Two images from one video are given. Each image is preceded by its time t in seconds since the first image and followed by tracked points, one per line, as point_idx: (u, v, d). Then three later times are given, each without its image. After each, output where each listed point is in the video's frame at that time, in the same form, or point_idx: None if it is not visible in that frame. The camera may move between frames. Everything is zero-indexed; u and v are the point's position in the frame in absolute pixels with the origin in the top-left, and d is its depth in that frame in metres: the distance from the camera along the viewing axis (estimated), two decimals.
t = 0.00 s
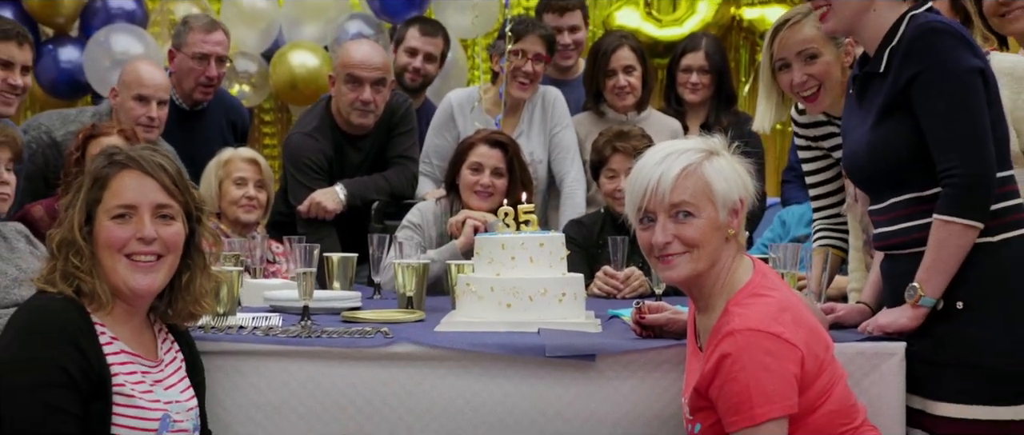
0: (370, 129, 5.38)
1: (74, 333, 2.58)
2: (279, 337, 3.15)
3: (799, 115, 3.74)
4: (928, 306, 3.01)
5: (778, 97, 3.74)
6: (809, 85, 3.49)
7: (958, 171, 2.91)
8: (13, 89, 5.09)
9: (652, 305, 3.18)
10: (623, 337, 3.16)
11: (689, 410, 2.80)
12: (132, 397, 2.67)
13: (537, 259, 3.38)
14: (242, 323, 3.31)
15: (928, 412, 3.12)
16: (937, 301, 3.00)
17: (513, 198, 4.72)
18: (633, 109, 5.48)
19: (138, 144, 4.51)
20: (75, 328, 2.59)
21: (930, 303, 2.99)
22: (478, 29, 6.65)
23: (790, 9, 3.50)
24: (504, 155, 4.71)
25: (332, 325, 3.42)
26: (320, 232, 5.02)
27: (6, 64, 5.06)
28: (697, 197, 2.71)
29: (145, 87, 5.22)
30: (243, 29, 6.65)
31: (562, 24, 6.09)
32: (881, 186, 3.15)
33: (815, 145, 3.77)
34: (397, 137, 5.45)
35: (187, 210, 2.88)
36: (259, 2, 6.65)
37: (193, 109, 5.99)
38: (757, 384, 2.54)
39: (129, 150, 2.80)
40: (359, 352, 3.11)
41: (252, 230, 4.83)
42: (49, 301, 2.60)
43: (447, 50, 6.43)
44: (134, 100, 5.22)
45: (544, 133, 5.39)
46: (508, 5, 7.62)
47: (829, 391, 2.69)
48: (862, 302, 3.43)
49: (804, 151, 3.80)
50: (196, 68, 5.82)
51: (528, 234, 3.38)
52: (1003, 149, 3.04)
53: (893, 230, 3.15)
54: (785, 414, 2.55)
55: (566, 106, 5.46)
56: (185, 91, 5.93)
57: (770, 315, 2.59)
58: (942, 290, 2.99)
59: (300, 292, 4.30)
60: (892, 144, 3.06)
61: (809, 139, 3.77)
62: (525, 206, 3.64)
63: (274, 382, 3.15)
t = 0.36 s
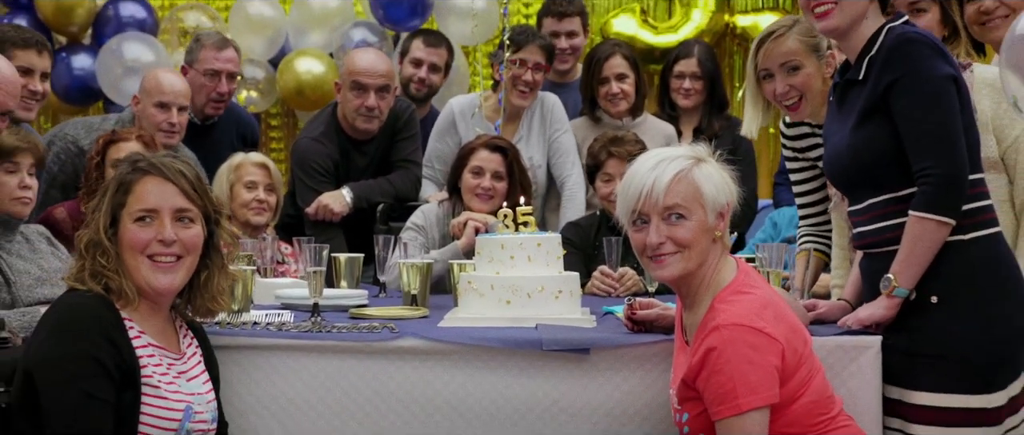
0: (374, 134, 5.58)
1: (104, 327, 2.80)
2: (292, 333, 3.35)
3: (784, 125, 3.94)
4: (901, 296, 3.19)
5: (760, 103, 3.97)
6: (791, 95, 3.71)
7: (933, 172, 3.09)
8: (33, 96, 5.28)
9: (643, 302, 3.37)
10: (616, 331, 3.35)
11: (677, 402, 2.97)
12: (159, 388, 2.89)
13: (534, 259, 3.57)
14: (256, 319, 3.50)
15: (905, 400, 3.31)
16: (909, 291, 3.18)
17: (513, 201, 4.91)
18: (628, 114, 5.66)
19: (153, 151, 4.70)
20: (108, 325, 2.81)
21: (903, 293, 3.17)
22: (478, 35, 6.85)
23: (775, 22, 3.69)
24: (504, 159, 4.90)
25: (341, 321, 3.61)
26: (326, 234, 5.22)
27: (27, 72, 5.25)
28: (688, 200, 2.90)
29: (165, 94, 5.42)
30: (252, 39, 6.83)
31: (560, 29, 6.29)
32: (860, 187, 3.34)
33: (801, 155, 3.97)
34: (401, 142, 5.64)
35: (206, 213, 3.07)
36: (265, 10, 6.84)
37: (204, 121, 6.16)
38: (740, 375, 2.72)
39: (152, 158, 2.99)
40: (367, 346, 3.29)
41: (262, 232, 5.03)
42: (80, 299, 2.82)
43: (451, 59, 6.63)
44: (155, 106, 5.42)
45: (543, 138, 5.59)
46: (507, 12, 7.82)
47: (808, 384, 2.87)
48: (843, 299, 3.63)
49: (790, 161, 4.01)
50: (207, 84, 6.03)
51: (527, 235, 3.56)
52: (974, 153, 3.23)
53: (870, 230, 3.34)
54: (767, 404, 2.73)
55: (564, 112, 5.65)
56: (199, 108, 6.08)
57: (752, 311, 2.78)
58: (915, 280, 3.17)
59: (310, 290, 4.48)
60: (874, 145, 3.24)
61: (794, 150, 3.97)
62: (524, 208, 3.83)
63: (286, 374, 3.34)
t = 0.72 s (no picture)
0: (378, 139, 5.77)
1: (129, 322, 3.01)
2: (302, 328, 3.54)
3: (770, 130, 4.13)
4: (881, 295, 3.38)
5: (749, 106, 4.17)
6: (777, 100, 3.92)
7: (905, 177, 3.29)
8: (54, 105, 5.49)
9: (634, 299, 3.55)
10: (609, 326, 3.55)
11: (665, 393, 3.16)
12: (179, 376, 3.10)
13: (532, 259, 3.76)
14: (268, 316, 3.70)
15: (881, 392, 3.51)
16: (889, 290, 3.38)
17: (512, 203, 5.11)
18: (623, 120, 5.86)
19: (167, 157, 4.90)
20: (133, 320, 3.02)
21: (883, 291, 3.37)
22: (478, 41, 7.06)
23: (763, 32, 3.91)
24: (503, 164, 5.09)
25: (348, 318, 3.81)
26: (331, 235, 5.44)
27: (48, 81, 5.47)
28: (676, 203, 3.09)
29: (181, 102, 5.62)
30: (258, 45, 7.11)
31: (556, 33, 6.48)
32: (841, 190, 3.53)
33: (787, 159, 4.17)
34: (405, 146, 5.81)
35: (224, 217, 3.27)
36: (271, 18, 7.11)
37: (217, 131, 6.36)
38: (724, 367, 2.91)
39: (173, 163, 3.19)
40: (373, 341, 3.49)
41: (271, 235, 5.23)
42: (106, 295, 3.02)
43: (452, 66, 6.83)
44: (171, 114, 5.62)
45: (541, 144, 5.78)
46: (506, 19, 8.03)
47: (789, 376, 3.06)
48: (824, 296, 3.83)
49: (776, 164, 4.19)
50: (220, 95, 6.23)
51: (525, 236, 3.76)
52: (948, 158, 3.42)
53: (853, 229, 3.53)
54: (748, 393, 2.92)
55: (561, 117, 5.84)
56: (212, 119, 6.28)
57: (736, 307, 2.97)
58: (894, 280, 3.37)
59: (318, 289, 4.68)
60: (854, 151, 3.43)
61: (780, 154, 4.16)
62: (522, 210, 4.03)
63: (297, 368, 3.54)
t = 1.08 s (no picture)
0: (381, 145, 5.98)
1: (148, 319, 3.21)
2: (313, 325, 3.75)
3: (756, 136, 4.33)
4: (869, 294, 3.56)
5: (737, 111, 4.36)
6: (763, 108, 4.11)
7: (886, 181, 3.49)
8: (72, 116, 5.69)
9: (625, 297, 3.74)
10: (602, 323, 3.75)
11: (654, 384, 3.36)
12: (196, 369, 3.30)
13: (529, 259, 3.96)
14: (279, 314, 3.90)
15: (860, 383, 3.71)
16: (877, 289, 3.56)
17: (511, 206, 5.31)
18: (618, 126, 6.06)
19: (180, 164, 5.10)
20: (152, 318, 3.22)
21: (871, 290, 3.54)
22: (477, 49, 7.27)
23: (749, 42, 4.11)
24: (503, 168, 5.29)
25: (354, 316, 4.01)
26: (337, 238, 5.66)
27: (67, 92, 5.67)
28: (663, 206, 3.29)
29: (194, 114, 5.82)
30: (264, 52, 7.32)
31: (554, 41, 6.69)
32: (824, 194, 3.73)
33: (772, 163, 4.36)
34: (407, 151, 6.01)
35: (237, 220, 3.47)
36: (277, 27, 7.33)
37: (231, 138, 6.58)
38: (708, 359, 3.11)
39: (189, 170, 3.39)
40: (379, 337, 3.69)
41: (278, 237, 5.43)
42: (128, 295, 3.22)
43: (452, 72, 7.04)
44: (184, 126, 5.83)
45: (538, 149, 5.98)
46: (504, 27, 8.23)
47: (770, 368, 3.26)
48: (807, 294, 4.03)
49: (762, 168, 4.40)
50: (235, 104, 6.43)
51: (523, 238, 3.96)
52: (925, 164, 3.62)
53: (837, 230, 3.72)
54: (730, 384, 3.12)
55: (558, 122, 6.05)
56: (226, 125, 6.51)
57: (719, 303, 3.17)
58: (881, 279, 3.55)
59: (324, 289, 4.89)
60: (836, 156, 3.63)
61: (766, 159, 4.36)
62: (520, 213, 4.23)
63: (307, 362, 3.74)
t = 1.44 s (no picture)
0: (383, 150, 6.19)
1: (168, 318, 3.41)
2: (322, 323, 3.94)
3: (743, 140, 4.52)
4: (852, 293, 3.77)
5: (727, 114, 4.57)
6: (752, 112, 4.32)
7: (866, 187, 3.69)
8: (88, 121, 5.90)
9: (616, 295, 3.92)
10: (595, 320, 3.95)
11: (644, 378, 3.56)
12: (211, 364, 3.50)
13: (526, 260, 4.17)
14: (289, 312, 4.11)
15: (840, 377, 3.91)
16: (860, 288, 3.76)
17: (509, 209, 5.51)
18: (613, 131, 6.26)
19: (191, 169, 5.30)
20: (171, 316, 3.42)
21: (854, 289, 3.75)
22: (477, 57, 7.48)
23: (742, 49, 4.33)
24: (502, 173, 5.49)
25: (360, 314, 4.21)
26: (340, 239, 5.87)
27: (82, 99, 5.88)
28: (652, 209, 3.50)
29: (205, 116, 6.02)
30: (270, 59, 7.53)
31: (552, 49, 6.90)
32: (807, 198, 3.93)
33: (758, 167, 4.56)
34: (409, 156, 6.23)
35: (252, 224, 3.67)
36: (282, 35, 7.55)
37: (241, 143, 6.77)
38: (694, 353, 3.32)
39: (207, 177, 3.59)
40: (384, 333, 3.90)
41: (285, 239, 5.63)
42: (151, 294, 3.43)
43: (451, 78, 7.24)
44: (195, 127, 6.03)
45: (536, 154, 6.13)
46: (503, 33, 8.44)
47: (753, 362, 3.47)
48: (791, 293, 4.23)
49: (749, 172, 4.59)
50: (246, 110, 6.64)
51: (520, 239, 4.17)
52: (903, 169, 3.82)
53: (820, 233, 3.93)
54: (716, 376, 3.33)
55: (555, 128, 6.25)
56: (237, 131, 6.71)
57: (705, 301, 3.38)
58: (864, 279, 3.75)
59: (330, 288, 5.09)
60: (818, 162, 3.83)
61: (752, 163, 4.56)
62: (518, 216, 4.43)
63: (315, 358, 3.94)
